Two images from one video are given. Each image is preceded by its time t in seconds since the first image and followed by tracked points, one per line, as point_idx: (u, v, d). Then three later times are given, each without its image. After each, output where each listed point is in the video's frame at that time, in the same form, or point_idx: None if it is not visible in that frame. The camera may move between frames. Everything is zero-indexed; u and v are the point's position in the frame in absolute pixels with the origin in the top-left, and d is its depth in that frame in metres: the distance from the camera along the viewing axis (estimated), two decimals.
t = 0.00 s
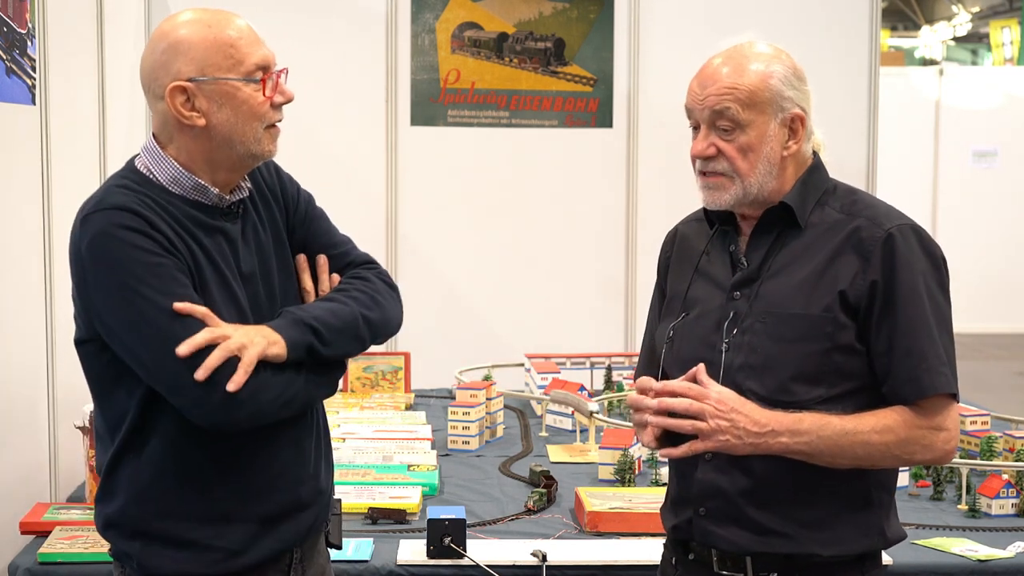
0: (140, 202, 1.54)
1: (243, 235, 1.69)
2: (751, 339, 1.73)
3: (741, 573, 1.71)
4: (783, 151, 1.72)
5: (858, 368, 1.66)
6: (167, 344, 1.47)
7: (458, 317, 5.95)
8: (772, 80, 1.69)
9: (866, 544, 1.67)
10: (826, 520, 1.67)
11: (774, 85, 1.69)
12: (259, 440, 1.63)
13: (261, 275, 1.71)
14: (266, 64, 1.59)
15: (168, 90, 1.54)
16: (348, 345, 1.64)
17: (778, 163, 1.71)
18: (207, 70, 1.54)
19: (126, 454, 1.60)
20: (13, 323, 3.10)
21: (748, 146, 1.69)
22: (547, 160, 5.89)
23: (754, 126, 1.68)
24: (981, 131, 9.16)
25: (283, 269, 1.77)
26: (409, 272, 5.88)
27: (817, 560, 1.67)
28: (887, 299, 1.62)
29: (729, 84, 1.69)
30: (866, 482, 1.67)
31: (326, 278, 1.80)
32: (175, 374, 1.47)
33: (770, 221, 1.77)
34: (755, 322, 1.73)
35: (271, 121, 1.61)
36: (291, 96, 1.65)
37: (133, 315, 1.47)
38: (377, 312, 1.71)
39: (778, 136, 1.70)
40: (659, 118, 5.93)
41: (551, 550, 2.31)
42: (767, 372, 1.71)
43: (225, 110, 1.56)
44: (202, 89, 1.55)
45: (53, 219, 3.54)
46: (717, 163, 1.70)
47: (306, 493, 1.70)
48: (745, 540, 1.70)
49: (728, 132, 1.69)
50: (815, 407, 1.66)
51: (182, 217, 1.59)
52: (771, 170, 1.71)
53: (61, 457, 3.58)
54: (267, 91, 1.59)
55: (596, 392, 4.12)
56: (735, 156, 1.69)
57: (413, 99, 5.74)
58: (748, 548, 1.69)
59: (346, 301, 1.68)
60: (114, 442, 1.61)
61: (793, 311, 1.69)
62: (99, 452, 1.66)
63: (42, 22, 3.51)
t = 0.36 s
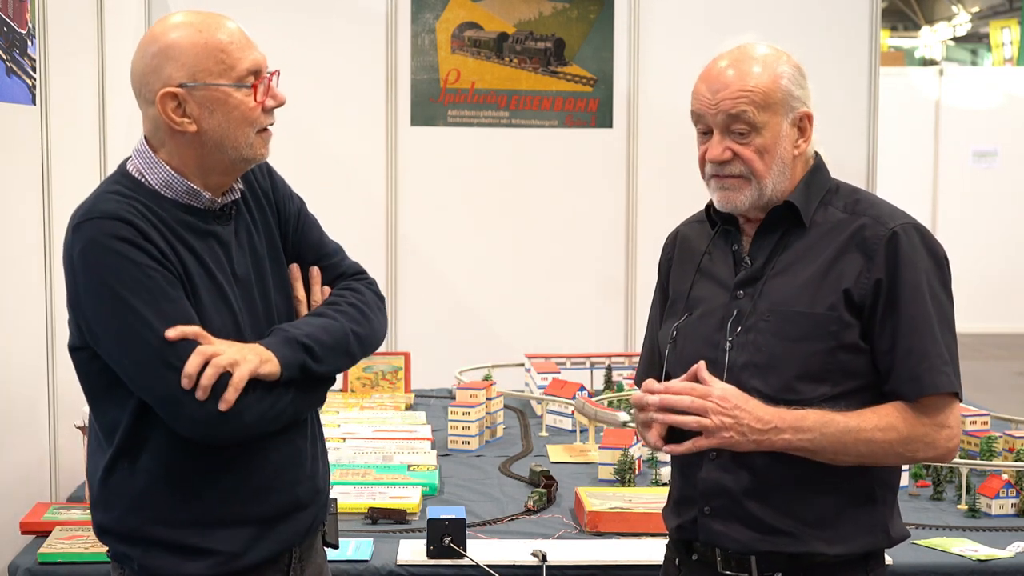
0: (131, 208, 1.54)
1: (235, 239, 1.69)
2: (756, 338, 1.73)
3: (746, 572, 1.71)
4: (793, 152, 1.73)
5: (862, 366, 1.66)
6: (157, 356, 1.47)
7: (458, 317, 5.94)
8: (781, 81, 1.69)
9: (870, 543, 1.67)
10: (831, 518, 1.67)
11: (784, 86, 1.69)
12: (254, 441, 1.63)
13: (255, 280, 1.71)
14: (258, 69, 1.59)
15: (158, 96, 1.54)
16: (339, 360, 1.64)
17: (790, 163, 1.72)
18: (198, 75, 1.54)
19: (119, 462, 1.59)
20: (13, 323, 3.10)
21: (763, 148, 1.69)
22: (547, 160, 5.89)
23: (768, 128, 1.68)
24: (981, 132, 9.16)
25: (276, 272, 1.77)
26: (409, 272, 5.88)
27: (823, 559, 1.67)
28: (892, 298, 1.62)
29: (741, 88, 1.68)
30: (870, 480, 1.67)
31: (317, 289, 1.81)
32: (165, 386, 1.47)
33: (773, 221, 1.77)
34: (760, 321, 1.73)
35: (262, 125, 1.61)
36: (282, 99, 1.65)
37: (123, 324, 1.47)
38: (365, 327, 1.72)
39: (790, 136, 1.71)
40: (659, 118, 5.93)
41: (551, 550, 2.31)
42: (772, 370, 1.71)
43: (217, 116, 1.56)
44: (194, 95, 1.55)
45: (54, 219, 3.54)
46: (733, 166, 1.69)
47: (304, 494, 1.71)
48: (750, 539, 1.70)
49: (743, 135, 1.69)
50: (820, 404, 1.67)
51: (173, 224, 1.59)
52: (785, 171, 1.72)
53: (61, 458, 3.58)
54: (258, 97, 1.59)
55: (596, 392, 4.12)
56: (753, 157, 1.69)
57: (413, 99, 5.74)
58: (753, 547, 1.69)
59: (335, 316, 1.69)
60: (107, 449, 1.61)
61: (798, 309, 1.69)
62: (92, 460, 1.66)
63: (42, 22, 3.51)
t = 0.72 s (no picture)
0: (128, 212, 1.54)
1: (233, 241, 1.69)
2: (759, 339, 1.73)
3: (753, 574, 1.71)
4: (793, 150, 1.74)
5: (866, 365, 1.67)
6: (155, 364, 1.47)
7: (458, 317, 5.94)
8: (782, 79, 1.70)
9: (876, 542, 1.67)
10: (837, 516, 1.67)
11: (786, 84, 1.70)
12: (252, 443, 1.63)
13: (252, 281, 1.71)
14: (256, 73, 1.59)
15: (156, 99, 1.54)
16: (338, 364, 1.65)
17: (791, 161, 1.73)
18: (196, 79, 1.54)
19: (116, 466, 1.59)
20: (14, 323, 3.10)
21: (767, 147, 1.69)
22: (547, 160, 5.89)
23: (771, 127, 1.69)
24: (981, 131, 9.15)
25: (274, 273, 1.77)
26: (409, 272, 5.88)
27: (830, 558, 1.67)
28: (895, 296, 1.62)
29: (745, 87, 1.68)
30: (875, 479, 1.68)
31: (314, 291, 1.80)
32: (161, 394, 1.47)
33: (773, 220, 1.77)
34: (763, 321, 1.73)
35: (261, 129, 1.60)
36: (280, 102, 1.65)
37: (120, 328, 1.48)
38: (361, 331, 1.72)
39: (791, 135, 1.71)
40: (659, 118, 5.93)
41: (551, 550, 2.31)
42: (777, 371, 1.71)
43: (214, 119, 1.56)
44: (191, 99, 1.55)
45: (53, 219, 3.54)
46: (736, 165, 1.69)
47: (303, 494, 1.71)
48: (757, 539, 1.69)
49: (746, 134, 1.69)
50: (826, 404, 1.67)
51: (170, 228, 1.59)
52: (786, 169, 1.72)
53: (61, 458, 3.58)
54: (256, 100, 1.59)
55: (596, 392, 4.11)
56: (756, 156, 1.69)
57: (413, 99, 5.74)
58: (761, 547, 1.69)
59: (334, 319, 1.69)
60: (105, 452, 1.61)
61: (802, 309, 1.69)
62: (89, 462, 1.65)
63: (42, 22, 3.50)
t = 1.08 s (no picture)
0: (127, 212, 1.54)
1: (233, 241, 1.69)
2: (760, 334, 1.73)
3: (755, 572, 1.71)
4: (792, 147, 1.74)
5: (867, 360, 1.67)
6: (155, 364, 1.48)
7: (458, 317, 5.94)
8: (782, 76, 1.70)
9: (878, 538, 1.68)
10: (840, 513, 1.67)
11: (785, 81, 1.71)
12: (252, 443, 1.63)
13: (253, 280, 1.71)
14: (257, 75, 1.59)
15: (157, 99, 1.54)
16: (338, 364, 1.65)
17: (789, 158, 1.73)
18: (198, 80, 1.54)
19: (116, 466, 1.59)
20: (14, 323, 3.11)
21: (764, 141, 1.69)
22: (547, 160, 5.89)
23: (769, 121, 1.69)
24: (981, 131, 9.15)
25: (273, 272, 1.77)
26: (409, 272, 5.88)
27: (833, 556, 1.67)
28: (895, 290, 1.62)
29: (742, 81, 1.69)
30: (875, 475, 1.69)
31: (315, 291, 1.80)
32: (162, 395, 1.47)
33: (771, 217, 1.78)
34: (764, 316, 1.73)
35: (262, 131, 1.60)
36: (281, 104, 1.65)
37: (119, 330, 1.48)
38: (362, 329, 1.72)
39: (790, 131, 1.72)
40: (659, 118, 5.93)
41: (551, 550, 2.31)
42: (778, 366, 1.71)
43: (215, 121, 1.56)
44: (194, 100, 1.55)
45: (53, 219, 3.54)
46: (734, 158, 1.69)
47: (302, 495, 1.71)
48: (761, 537, 1.69)
49: (745, 127, 1.69)
50: (828, 399, 1.67)
51: (170, 228, 1.59)
52: (785, 165, 1.72)
53: (61, 458, 3.58)
54: (257, 103, 1.59)
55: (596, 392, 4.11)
56: (753, 151, 1.69)
57: (413, 99, 5.74)
58: (763, 545, 1.69)
59: (334, 319, 1.69)
60: (105, 452, 1.61)
61: (802, 305, 1.70)
62: (88, 462, 1.65)
63: (42, 23, 3.51)
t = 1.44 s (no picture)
0: (128, 212, 1.54)
1: (233, 241, 1.69)
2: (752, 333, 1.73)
3: (747, 571, 1.71)
4: (779, 146, 1.73)
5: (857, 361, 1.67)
6: (157, 365, 1.48)
7: (458, 317, 5.94)
8: (764, 76, 1.70)
9: (871, 539, 1.67)
10: (832, 513, 1.67)
11: (767, 80, 1.70)
12: (252, 443, 1.63)
13: (253, 280, 1.71)
14: (259, 75, 1.59)
15: (159, 98, 1.55)
16: (339, 363, 1.65)
17: (776, 158, 1.72)
18: (200, 80, 1.54)
19: (117, 465, 1.59)
20: (14, 323, 3.11)
21: (744, 141, 1.69)
22: (546, 160, 5.88)
23: (749, 120, 1.69)
24: (982, 132, 9.16)
25: (273, 272, 1.77)
26: (409, 272, 5.88)
27: (824, 555, 1.68)
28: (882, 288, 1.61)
29: (723, 82, 1.70)
30: (871, 475, 1.66)
31: (315, 291, 1.80)
32: (165, 395, 1.47)
33: (764, 217, 1.78)
34: (756, 316, 1.73)
35: (263, 131, 1.60)
36: (283, 105, 1.65)
37: (121, 330, 1.48)
38: (363, 329, 1.72)
39: (773, 130, 1.71)
40: (659, 117, 5.93)
41: (551, 550, 2.31)
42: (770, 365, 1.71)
43: (216, 121, 1.56)
44: (195, 100, 1.55)
45: (53, 220, 3.54)
46: (715, 159, 1.70)
47: (303, 495, 1.71)
48: (752, 536, 1.70)
49: (724, 128, 1.70)
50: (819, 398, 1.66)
51: (171, 227, 1.59)
52: (769, 164, 1.71)
53: (61, 458, 3.58)
54: (259, 103, 1.59)
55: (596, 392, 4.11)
56: (734, 150, 1.69)
57: (413, 99, 5.74)
58: (754, 544, 1.69)
59: (335, 318, 1.68)
60: (106, 453, 1.61)
61: (794, 304, 1.70)
62: (89, 462, 1.66)
63: (42, 23, 3.50)
